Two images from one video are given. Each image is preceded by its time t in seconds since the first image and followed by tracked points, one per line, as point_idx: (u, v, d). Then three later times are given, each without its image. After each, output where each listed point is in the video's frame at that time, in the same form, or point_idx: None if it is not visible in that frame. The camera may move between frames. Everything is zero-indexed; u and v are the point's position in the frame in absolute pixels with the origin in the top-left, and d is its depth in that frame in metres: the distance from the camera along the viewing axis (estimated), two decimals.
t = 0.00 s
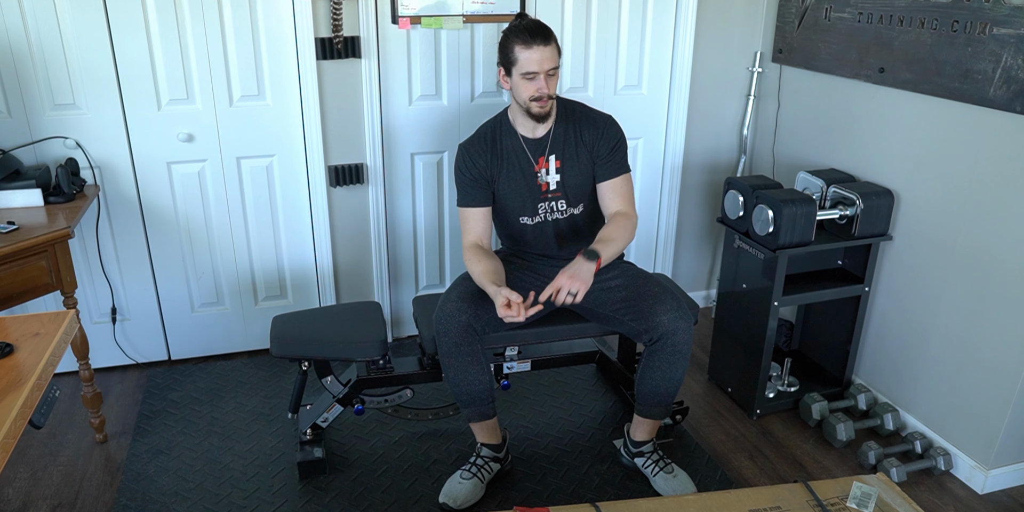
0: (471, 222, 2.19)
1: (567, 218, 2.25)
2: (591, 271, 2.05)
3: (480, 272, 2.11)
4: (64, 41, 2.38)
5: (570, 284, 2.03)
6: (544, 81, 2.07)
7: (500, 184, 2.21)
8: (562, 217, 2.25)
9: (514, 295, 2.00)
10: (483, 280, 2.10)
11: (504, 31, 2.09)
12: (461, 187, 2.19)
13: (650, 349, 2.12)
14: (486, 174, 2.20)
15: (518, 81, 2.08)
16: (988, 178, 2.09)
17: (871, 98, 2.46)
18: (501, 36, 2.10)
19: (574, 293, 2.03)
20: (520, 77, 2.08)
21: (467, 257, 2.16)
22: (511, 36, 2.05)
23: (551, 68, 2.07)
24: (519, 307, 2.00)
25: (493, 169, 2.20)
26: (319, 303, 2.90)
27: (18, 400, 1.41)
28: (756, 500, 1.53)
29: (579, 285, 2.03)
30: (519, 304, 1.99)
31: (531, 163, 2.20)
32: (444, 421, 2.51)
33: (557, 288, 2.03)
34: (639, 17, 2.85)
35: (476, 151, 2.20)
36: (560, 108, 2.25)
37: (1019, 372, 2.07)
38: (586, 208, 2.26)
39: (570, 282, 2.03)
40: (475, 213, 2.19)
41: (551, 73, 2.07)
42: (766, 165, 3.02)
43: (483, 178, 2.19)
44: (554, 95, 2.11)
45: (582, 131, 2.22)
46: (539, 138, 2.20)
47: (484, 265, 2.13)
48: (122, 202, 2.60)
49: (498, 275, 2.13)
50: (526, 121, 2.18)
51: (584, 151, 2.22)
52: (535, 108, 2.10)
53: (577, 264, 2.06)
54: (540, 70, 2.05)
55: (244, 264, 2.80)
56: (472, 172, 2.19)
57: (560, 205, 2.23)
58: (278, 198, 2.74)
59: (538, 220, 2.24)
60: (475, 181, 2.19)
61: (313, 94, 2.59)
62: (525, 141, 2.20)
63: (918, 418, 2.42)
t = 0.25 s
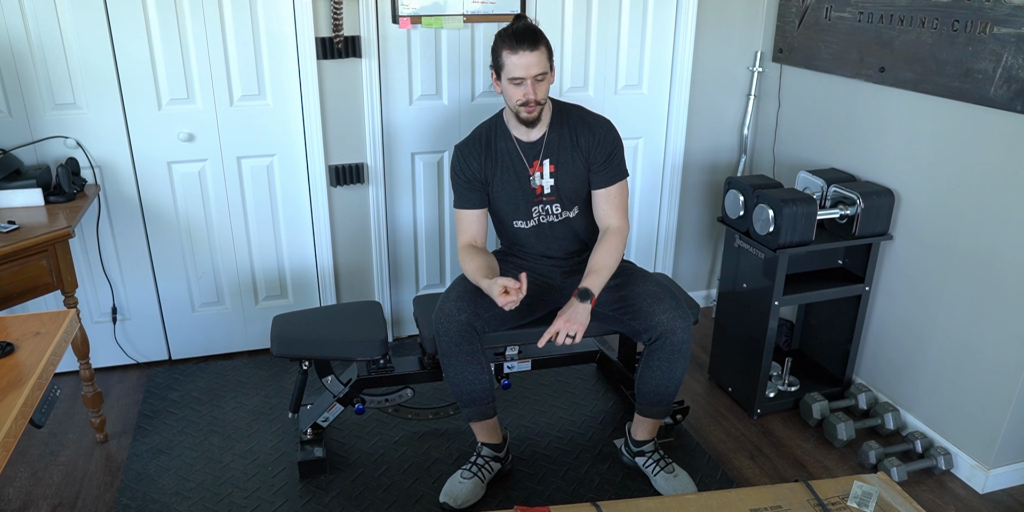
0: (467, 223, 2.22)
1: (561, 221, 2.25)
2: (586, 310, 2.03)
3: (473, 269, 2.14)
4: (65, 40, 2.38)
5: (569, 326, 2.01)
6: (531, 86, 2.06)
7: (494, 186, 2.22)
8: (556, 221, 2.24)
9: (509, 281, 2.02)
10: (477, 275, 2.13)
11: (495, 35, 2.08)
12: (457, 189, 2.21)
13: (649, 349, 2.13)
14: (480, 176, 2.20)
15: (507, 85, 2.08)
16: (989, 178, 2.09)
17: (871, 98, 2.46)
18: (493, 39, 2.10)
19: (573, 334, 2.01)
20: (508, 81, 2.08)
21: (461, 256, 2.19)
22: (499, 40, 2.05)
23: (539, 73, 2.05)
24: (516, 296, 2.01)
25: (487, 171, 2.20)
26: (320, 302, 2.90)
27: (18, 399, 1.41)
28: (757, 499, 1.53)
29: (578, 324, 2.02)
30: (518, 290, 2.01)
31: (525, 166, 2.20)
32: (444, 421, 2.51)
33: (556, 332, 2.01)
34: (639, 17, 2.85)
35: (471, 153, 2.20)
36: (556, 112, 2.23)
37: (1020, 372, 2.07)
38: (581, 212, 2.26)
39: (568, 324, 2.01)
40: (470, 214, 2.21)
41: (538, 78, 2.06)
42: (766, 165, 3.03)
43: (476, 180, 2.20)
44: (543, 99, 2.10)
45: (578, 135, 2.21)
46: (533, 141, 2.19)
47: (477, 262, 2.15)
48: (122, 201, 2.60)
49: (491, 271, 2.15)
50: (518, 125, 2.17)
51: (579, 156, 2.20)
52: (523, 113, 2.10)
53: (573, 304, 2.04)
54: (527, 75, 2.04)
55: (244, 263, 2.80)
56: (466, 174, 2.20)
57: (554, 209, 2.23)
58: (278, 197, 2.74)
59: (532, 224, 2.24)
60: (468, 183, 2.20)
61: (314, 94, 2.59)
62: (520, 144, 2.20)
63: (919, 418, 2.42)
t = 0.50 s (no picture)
0: (465, 224, 2.21)
1: (559, 225, 2.24)
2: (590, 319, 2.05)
3: (473, 270, 2.14)
4: (65, 40, 2.38)
5: (573, 333, 2.05)
6: (528, 90, 2.06)
7: (492, 188, 2.22)
8: (554, 224, 2.24)
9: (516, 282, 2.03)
10: (477, 275, 2.13)
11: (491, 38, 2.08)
12: (455, 191, 2.21)
13: (649, 350, 2.12)
14: (478, 178, 2.20)
15: (503, 89, 2.08)
16: (989, 177, 2.09)
17: (871, 97, 2.46)
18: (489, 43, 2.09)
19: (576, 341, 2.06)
20: (505, 85, 2.07)
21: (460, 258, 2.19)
22: (495, 45, 2.05)
23: (535, 77, 2.05)
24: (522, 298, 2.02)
25: (485, 173, 2.20)
26: (320, 302, 2.90)
27: (18, 398, 1.42)
28: (757, 499, 1.53)
29: (581, 332, 2.06)
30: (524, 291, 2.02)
31: (523, 169, 2.20)
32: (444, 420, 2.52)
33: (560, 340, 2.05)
34: (639, 17, 2.85)
35: (469, 155, 2.20)
36: (554, 114, 2.23)
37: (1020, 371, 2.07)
38: (579, 215, 2.25)
39: (571, 333, 2.05)
40: (468, 216, 2.21)
41: (535, 82, 2.05)
42: (766, 165, 3.02)
43: (474, 183, 2.20)
44: (540, 103, 2.09)
45: (576, 138, 2.20)
46: (531, 144, 2.19)
47: (477, 262, 2.15)
48: (122, 201, 2.60)
49: (491, 271, 2.16)
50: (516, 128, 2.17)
51: (578, 159, 2.19)
52: (520, 117, 2.10)
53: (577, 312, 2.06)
54: (523, 79, 2.04)
55: (244, 263, 2.80)
56: (464, 176, 2.19)
57: (552, 212, 2.22)
58: (278, 197, 2.74)
59: (530, 226, 2.24)
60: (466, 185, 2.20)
61: (314, 93, 2.59)
62: (518, 146, 2.20)
63: (919, 418, 2.42)
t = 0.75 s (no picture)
0: (467, 223, 2.20)
1: (564, 220, 2.24)
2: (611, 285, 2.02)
3: (476, 270, 2.12)
4: (65, 39, 2.38)
5: (595, 302, 2.00)
6: (532, 85, 2.06)
7: (496, 187, 2.21)
8: (559, 220, 2.23)
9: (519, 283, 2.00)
10: (480, 275, 2.10)
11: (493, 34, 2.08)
12: (458, 190, 2.19)
13: (650, 349, 2.12)
14: (481, 177, 2.20)
15: (507, 84, 2.08)
16: (989, 176, 2.09)
17: (871, 97, 2.46)
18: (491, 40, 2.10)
19: (599, 311, 2.00)
20: (508, 80, 2.07)
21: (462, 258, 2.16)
22: (498, 40, 2.05)
23: (539, 72, 2.05)
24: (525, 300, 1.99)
25: (488, 171, 2.20)
26: (320, 301, 2.90)
27: (18, 397, 1.41)
28: (757, 499, 1.53)
29: (602, 301, 2.00)
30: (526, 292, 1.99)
31: (527, 166, 2.20)
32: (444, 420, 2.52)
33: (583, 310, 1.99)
34: (639, 16, 2.84)
35: (471, 154, 2.20)
36: (555, 110, 2.24)
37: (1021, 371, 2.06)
38: (584, 210, 2.25)
39: (595, 301, 1.99)
40: (471, 215, 2.19)
41: (538, 76, 2.06)
42: (767, 164, 3.02)
43: (477, 181, 2.19)
44: (543, 97, 2.10)
45: (579, 132, 2.22)
46: (534, 140, 2.19)
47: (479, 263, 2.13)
48: (122, 200, 2.60)
49: (493, 272, 2.13)
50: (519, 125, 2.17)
51: (581, 152, 2.22)
52: (524, 112, 2.09)
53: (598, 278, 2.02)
54: (527, 74, 2.04)
55: (244, 263, 2.80)
56: (467, 175, 2.19)
57: (557, 207, 2.22)
58: (278, 196, 2.74)
59: (535, 223, 2.23)
60: (469, 184, 2.19)
61: (314, 93, 2.59)
62: (520, 143, 2.20)
63: (919, 417, 2.42)
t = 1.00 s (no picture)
0: (467, 222, 2.18)
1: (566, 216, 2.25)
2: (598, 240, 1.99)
3: (475, 269, 2.10)
4: (63, 38, 2.37)
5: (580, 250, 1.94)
6: (530, 79, 2.07)
7: (497, 184, 2.21)
8: (561, 216, 2.24)
9: (514, 274, 1.99)
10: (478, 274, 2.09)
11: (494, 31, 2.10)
12: (460, 188, 2.18)
13: (649, 348, 2.12)
14: (482, 174, 2.19)
15: (506, 79, 2.09)
16: (989, 175, 2.09)
17: (871, 95, 2.46)
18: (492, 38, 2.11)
19: (585, 259, 1.93)
20: (507, 75, 2.08)
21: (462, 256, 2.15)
22: (498, 36, 2.07)
23: (538, 67, 2.06)
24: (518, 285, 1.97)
25: (490, 169, 2.20)
26: (319, 301, 2.90)
27: (16, 396, 1.41)
28: (757, 498, 1.52)
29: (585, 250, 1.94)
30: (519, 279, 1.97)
31: (529, 163, 2.20)
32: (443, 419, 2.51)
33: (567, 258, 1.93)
34: (639, 16, 2.84)
35: (473, 151, 2.19)
36: (556, 107, 2.24)
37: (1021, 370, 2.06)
38: (586, 205, 2.26)
39: (579, 248, 1.94)
40: (472, 213, 2.18)
41: (537, 71, 2.07)
42: (766, 163, 3.02)
43: (479, 179, 2.19)
44: (542, 93, 2.10)
45: (579, 128, 2.22)
46: (535, 137, 2.20)
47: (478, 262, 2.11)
48: (121, 199, 2.59)
49: (493, 271, 2.12)
50: (520, 121, 2.17)
51: (581, 148, 2.22)
52: (522, 106, 2.10)
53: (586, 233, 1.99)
54: (526, 68, 2.05)
55: (244, 262, 2.80)
56: (469, 173, 2.18)
57: (558, 204, 2.23)
58: (277, 195, 2.74)
59: (536, 219, 2.24)
60: (470, 182, 2.18)
61: (313, 92, 2.58)
62: (521, 140, 2.20)
63: (919, 417, 2.41)
